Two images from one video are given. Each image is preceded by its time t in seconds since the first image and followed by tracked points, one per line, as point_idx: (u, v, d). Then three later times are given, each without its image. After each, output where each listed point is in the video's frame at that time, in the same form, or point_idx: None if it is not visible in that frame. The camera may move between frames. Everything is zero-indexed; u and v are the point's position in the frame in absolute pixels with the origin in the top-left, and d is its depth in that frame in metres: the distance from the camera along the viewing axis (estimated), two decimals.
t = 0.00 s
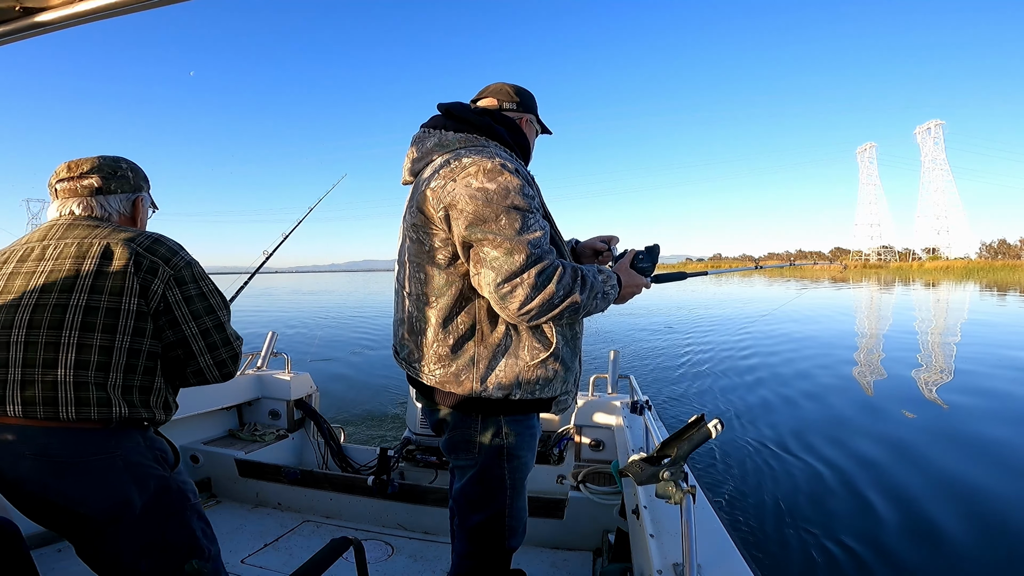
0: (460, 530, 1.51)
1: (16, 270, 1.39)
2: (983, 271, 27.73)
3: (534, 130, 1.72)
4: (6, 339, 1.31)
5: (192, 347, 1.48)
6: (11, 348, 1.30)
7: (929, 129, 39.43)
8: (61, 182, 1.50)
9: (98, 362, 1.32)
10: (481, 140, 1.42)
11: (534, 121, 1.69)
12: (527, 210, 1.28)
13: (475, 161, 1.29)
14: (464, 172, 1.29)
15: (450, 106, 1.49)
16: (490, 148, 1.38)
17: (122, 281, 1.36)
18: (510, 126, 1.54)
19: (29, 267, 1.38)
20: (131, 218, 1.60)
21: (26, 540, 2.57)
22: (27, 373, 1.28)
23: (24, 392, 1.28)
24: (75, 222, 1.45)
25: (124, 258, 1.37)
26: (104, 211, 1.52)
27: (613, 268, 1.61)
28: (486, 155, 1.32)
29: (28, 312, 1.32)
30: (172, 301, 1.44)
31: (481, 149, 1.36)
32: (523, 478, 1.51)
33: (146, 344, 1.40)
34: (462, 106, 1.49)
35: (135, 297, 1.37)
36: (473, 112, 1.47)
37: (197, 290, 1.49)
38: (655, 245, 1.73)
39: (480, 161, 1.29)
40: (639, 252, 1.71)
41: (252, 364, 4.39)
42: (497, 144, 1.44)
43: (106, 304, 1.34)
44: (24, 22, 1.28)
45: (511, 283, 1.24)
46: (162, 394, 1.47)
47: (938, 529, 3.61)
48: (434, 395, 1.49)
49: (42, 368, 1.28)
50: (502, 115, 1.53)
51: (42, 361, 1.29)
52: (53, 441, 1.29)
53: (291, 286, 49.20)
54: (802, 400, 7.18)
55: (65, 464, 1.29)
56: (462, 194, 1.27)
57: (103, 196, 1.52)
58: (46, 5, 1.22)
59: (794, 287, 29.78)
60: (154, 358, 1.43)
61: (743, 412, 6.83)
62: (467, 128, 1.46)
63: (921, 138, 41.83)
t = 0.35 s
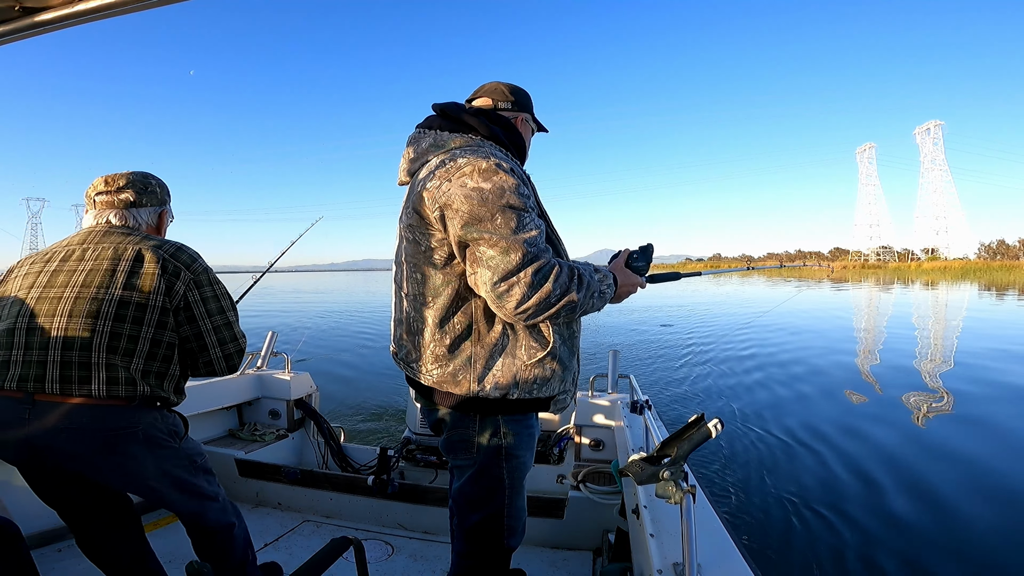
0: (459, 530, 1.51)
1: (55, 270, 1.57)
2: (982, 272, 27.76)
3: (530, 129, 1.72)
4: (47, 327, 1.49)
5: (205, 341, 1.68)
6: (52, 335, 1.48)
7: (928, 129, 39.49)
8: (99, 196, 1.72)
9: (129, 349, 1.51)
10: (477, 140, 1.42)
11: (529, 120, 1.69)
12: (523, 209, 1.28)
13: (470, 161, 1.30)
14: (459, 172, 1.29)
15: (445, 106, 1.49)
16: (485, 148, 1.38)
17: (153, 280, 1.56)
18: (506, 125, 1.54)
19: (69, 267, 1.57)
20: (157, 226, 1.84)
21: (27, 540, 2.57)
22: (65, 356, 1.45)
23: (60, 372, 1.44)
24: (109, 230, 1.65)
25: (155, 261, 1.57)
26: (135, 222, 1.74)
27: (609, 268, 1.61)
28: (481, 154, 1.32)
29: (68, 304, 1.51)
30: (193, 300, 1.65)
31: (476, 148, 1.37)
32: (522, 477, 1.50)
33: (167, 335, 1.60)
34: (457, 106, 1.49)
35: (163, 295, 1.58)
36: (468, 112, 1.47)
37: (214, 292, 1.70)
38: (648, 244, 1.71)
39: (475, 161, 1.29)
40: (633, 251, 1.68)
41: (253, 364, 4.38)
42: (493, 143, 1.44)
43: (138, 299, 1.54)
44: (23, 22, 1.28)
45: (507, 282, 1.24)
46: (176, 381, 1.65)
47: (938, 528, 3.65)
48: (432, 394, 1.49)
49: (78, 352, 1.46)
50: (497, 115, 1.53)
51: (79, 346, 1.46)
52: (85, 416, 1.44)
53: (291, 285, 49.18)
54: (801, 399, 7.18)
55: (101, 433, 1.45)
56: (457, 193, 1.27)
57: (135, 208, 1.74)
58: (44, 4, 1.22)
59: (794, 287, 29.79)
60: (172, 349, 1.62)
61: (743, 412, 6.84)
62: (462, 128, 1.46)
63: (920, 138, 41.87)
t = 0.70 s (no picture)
0: (458, 530, 1.50)
1: (105, 273, 1.84)
2: (981, 272, 27.76)
3: (527, 130, 1.71)
4: (102, 324, 1.76)
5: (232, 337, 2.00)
6: (107, 330, 1.76)
7: (927, 130, 39.50)
8: (139, 204, 2.00)
9: (174, 344, 1.82)
10: (476, 141, 1.41)
11: (527, 121, 1.68)
12: (523, 210, 1.28)
13: (470, 162, 1.30)
14: (460, 174, 1.29)
15: (444, 107, 1.49)
16: (485, 149, 1.38)
17: (192, 286, 1.87)
18: (504, 127, 1.54)
19: (117, 271, 1.83)
20: (187, 230, 2.10)
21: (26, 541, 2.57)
22: (120, 350, 1.74)
23: (117, 364, 1.73)
24: (149, 238, 1.91)
25: (194, 269, 1.87)
26: (169, 228, 2.00)
27: (608, 271, 1.61)
28: (482, 155, 1.32)
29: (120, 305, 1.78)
30: (224, 303, 1.96)
31: (476, 149, 1.37)
32: (522, 477, 1.50)
33: (202, 332, 1.91)
34: (456, 107, 1.49)
35: (200, 299, 1.88)
36: (467, 113, 1.46)
37: (240, 295, 2.01)
38: (651, 249, 1.71)
39: (475, 162, 1.29)
40: (635, 256, 1.69)
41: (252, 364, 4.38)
42: (492, 145, 1.44)
43: (180, 302, 1.84)
44: (23, 23, 1.28)
45: (509, 283, 1.24)
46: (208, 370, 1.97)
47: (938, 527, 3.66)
48: (430, 395, 1.49)
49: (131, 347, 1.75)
50: (495, 115, 1.53)
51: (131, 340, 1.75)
52: (135, 402, 1.74)
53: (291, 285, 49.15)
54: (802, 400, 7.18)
55: (147, 420, 1.76)
56: (458, 194, 1.27)
57: (168, 215, 2.01)
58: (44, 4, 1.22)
59: (793, 287, 29.78)
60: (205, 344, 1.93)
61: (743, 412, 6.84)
62: (462, 130, 1.46)
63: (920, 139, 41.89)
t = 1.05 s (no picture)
0: (458, 529, 1.50)
1: (93, 270, 1.89)
2: (981, 273, 27.79)
3: (520, 129, 1.71)
4: (89, 317, 1.82)
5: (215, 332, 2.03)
6: (93, 322, 1.81)
7: (927, 130, 39.52)
8: (127, 208, 2.03)
9: (156, 336, 1.86)
10: (469, 142, 1.41)
11: (520, 120, 1.68)
12: (519, 211, 1.28)
13: (465, 163, 1.30)
14: (455, 175, 1.29)
15: (436, 108, 1.49)
16: (479, 150, 1.37)
17: (175, 281, 1.91)
18: (497, 127, 1.55)
19: (104, 268, 1.89)
20: (174, 232, 2.15)
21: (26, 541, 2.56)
22: (104, 340, 1.79)
23: (101, 353, 1.78)
24: (136, 237, 1.95)
25: (177, 266, 1.92)
26: (156, 230, 2.05)
27: (602, 266, 1.61)
28: (476, 157, 1.32)
29: (105, 298, 1.84)
30: (205, 297, 1.99)
31: (470, 150, 1.37)
32: (522, 476, 1.50)
33: (184, 326, 1.94)
34: (449, 108, 1.48)
35: (182, 293, 1.92)
36: (459, 114, 1.47)
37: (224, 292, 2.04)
38: (641, 243, 1.72)
39: (470, 164, 1.29)
40: (626, 250, 1.70)
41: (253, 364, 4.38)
42: (486, 145, 1.44)
43: (162, 296, 1.88)
44: (23, 22, 1.28)
45: (504, 284, 1.24)
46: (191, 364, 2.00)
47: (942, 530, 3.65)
48: (430, 396, 1.49)
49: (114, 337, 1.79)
50: (486, 116, 1.53)
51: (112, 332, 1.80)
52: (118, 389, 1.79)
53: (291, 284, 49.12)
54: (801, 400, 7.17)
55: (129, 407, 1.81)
56: (453, 196, 1.27)
57: (156, 219, 2.05)
58: (45, 5, 1.23)
59: (793, 287, 29.80)
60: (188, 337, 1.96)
61: (745, 412, 6.84)
62: (454, 131, 1.45)
63: (920, 140, 41.87)
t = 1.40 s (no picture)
0: (458, 529, 1.50)
1: (99, 266, 1.90)
2: (981, 273, 27.82)
3: (520, 129, 1.71)
4: (99, 310, 1.83)
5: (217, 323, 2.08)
6: (104, 315, 1.82)
7: (927, 130, 39.54)
8: (118, 209, 2.03)
9: (167, 327, 1.89)
10: (469, 142, 1.41)
11: (519, 120, 1.67)
12: (518, 210, 1.28)
13: (464, 163, 1.30)
14: (453, 174, 1.29)
15: (436, 109, 1.48)
16: (478, 150, 1.37)
17: (182, 274, 1.95)
18: (496, 127, 1.54)
19: (109, 263, 1.90)
20: (165, 231, 2.16)
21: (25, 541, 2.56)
22: (117, 332, 1.80)
23: (115, 345, 1.79)
24: (135, 236, 1.97)
25: (180, 260, 1.95)
26: (149, 230, 2.06)
27: (601, 266, 1.61)
28: (475, 156, 1.32)
29: (115, 291, 1.84)
30: (206, 291, 2.04)
31: (469, 150, 1.36)
32: (522, 476, 1.50)
33: (190, 317, 1.98)
34: (448, 109, 1.48)
35: (187, 286, 1.96)
36: (459, 114, 1.46)
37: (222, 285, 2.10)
38: (640, 243, 1.72)
39: (469, 163, 1.29)
40: (624, 249, 1.70)
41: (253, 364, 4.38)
42: (485, 145, 1.44)
43: (169, 288, 1.91)
44: (22, 22, 1.28)
45: (504, 282, 1.24)
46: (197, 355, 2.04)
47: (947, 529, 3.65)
48: (430, 395, 1.49)
49: (128, 329, 1.81)
50: (486, 116, 1.53)
51: (125, 324, 1.81)
52: (131, 380, 1.80)
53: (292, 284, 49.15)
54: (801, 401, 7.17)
55: (141, 398, 1.81)
56: (452, 195, 1.27)
57: (147, 219, 2.06)
58: (44, 5, 1.23)
59: (793, 287, 29.81)
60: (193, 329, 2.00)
61: (746, 412, 6.83)
62: (454, 131, 1.45)
63: (919, 140, 41.89)
